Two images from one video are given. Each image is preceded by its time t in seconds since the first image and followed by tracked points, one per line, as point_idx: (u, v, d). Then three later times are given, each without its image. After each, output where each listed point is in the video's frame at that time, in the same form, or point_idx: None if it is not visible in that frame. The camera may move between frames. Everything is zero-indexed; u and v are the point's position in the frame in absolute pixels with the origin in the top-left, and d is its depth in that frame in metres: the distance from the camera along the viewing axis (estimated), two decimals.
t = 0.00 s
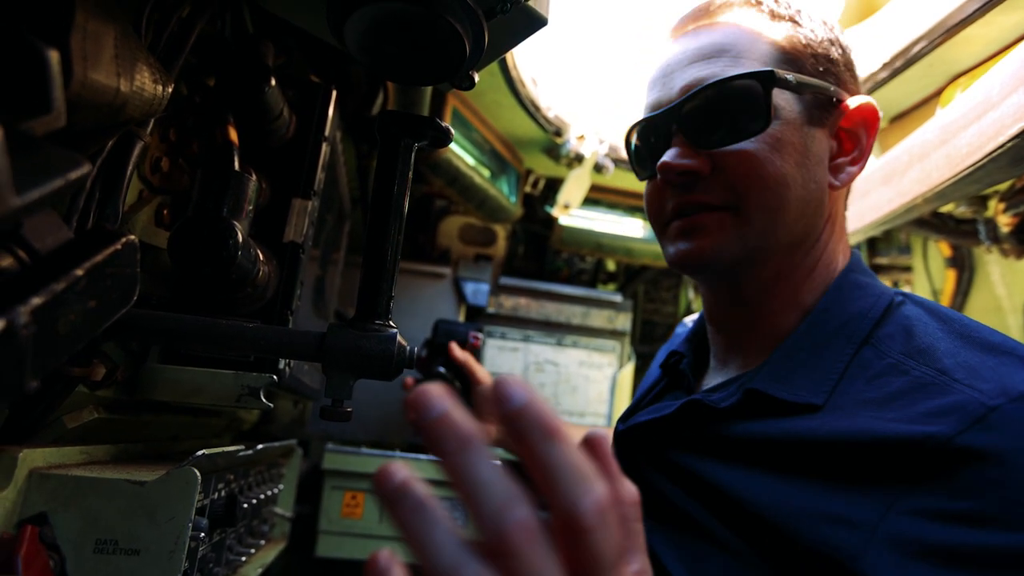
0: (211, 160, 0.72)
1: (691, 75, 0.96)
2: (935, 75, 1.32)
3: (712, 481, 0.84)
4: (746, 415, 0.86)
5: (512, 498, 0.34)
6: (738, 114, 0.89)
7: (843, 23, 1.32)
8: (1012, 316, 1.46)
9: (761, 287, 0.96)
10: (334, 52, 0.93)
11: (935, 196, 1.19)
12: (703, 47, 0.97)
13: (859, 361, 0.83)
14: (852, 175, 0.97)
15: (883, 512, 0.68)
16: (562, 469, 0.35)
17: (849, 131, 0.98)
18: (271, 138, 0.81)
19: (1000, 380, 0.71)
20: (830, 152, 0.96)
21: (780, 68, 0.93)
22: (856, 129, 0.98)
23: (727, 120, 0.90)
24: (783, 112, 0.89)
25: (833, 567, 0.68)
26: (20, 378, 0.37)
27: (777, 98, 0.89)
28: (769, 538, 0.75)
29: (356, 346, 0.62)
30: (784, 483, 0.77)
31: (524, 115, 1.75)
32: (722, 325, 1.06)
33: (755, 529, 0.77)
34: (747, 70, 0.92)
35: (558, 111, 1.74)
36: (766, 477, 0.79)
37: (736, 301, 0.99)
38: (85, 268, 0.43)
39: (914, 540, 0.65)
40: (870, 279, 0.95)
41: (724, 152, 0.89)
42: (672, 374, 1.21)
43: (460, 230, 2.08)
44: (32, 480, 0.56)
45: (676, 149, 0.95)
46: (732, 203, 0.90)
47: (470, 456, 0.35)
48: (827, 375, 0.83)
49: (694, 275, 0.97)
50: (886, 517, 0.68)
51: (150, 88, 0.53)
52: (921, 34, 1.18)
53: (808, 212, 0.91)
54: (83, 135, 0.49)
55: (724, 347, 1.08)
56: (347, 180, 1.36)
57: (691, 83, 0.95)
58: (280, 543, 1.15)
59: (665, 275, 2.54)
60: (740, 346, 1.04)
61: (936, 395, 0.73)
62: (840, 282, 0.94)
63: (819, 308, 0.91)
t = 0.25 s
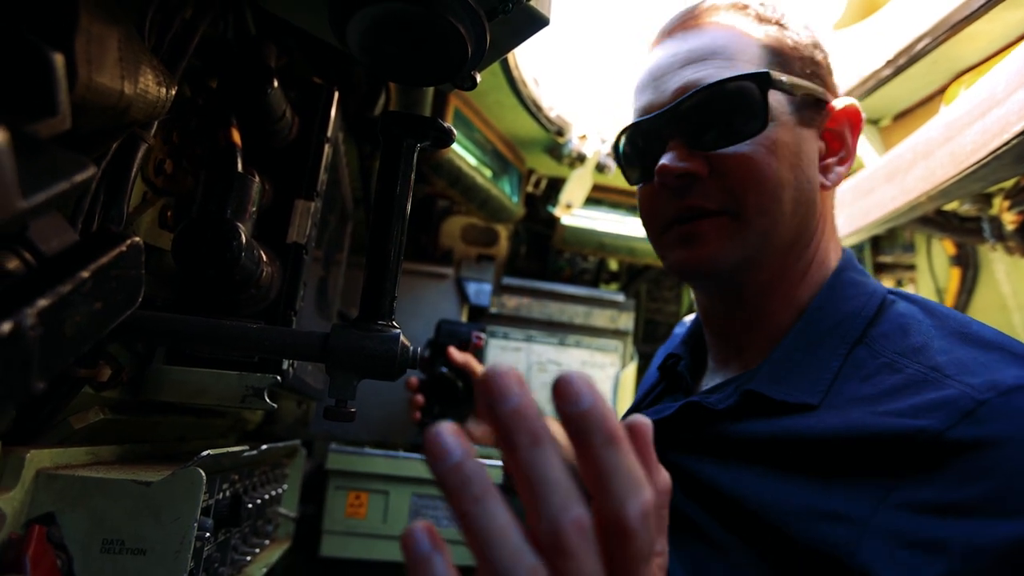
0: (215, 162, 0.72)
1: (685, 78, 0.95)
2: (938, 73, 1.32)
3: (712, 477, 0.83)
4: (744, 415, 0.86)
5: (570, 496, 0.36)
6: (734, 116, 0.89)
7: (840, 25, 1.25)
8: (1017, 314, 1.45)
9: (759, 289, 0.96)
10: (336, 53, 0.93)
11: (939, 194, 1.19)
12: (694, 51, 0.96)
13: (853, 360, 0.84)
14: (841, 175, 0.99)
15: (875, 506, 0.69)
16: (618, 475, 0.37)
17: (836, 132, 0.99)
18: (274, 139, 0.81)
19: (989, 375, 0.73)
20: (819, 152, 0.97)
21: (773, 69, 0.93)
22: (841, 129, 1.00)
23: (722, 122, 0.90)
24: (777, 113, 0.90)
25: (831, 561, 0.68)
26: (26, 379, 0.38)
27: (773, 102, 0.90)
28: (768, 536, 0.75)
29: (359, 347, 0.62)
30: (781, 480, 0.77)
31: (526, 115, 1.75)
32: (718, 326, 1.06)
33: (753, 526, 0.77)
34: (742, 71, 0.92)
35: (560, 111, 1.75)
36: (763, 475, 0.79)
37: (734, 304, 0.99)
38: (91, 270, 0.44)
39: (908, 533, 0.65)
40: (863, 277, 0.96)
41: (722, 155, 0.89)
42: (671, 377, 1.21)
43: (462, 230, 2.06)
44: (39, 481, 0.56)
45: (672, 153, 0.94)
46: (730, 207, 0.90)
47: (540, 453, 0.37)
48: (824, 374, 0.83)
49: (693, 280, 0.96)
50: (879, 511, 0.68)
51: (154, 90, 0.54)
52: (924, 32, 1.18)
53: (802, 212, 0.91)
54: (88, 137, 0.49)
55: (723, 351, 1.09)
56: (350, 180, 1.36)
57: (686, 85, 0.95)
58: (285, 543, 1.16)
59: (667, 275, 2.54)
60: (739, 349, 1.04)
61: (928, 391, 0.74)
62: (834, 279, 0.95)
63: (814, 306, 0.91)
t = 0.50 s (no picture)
0: (218, 162, 0.72)
1: (648, 103, 0.97)
2: (943, 69, 1.32)
3: (720, 466, 0.83)
4: (749, 403, 0.87)
5: (613, 319, 0.46)
6: (703, 128, 0.91)
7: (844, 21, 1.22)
8: None
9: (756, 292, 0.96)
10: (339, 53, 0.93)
11: (944, 190, 1.19)
12: (648, 78, 0.99)
13: (861, 351, 0.85)
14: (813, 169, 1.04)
15: (885, 476, 0.70)
16: (650, 315, 0.45)
17: (798, 126, 1.06)
18: (277, 140, 0.82)
19: (992, 353, 0.75)
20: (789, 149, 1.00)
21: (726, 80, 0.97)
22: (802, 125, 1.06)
23: (699, 135, 0.91)
24: (739, 122, 0.93)
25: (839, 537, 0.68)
26: (35, 379, 0.38)
27: (734, 109, 0.93)
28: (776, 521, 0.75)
29: (363, 346, 0.62)
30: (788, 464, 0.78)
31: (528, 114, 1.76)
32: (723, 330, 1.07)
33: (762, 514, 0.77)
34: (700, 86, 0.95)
35: (562, 110, 1.75)
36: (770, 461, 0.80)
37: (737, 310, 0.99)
38: (97, 271, 0.44)
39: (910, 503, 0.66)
40: (865, 271, 0.97)
41: (699, 168, 0.90)
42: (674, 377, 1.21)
43: (466, 230, 2.12)
44: (47, 480, 0.57)
45: (656, 178, 0.95)
46: (717, 217, 0.90)
47: (593, 286, 0.47)
48: (830, 369, 0.84)
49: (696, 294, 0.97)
50: (885, 481, 0.69)
51: (158, 91, 0.54)
52: (929, 27, 1.18)
53: (784, 211, 0.92)
54: (93, 139, 0.50)
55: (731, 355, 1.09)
56: (353, 180, 1.37)
57: (651, 109, 0.97)
58: (290, 541, 1.16)
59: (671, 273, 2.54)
60: (745, 354, 1.04)
61: (933, 369, 0.75)
62: (837, 274, 0.96)
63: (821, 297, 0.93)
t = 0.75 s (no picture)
0: (228, 166, 0.73)
1: (734, 65, 0.92)
2: (955, 59, 1.31)
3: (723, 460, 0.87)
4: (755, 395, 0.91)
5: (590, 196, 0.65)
6: (783, 102, 0.88)
7: (852, 12, 1.22)
8: None
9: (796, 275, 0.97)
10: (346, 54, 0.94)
11: (958, 183, 1.18)
12: (738, 39, 0.94)
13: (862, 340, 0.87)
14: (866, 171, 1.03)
15: (854, 439, 0.74)
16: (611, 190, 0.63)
17: (859, 128, 1.04)
18: (286, 142, 0.82)
19: (974, 323, 0.76)
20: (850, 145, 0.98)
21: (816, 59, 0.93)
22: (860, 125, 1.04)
23: (771, 106, 0.88)
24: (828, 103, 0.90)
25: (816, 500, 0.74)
26: (57, 381, 0.39)
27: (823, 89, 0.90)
28: (765, 492, 0.80)
29: (374, 346, 0.63)
30: (777, 441, 0.83)
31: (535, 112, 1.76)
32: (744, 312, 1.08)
33: (754, 488, 0.82)
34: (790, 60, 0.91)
35: (569, 107, 1.76)
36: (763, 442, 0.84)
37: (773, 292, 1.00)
38: (114, 275, 0.45)
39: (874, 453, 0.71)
40: (879, 267, 0.98)
41: (780, 142, 0.88)
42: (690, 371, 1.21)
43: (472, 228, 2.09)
44: (68, 480, 0.58)
45: (729, 141, 0.91)
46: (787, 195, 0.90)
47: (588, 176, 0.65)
48: (832, 356, 0.86)
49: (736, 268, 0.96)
50: (857, 438, 0.74)
51: (170, 96, 0.55)
52: (942, 18, 1.17)
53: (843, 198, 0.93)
54: (107, 144, 0.50)
55: (746, 343, 1.11)
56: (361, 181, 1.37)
57: (736, 73, 0.92)
58: (303, 539, 1.17)
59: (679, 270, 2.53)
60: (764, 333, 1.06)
61: (919, 341, 0.78)
62: (847, 267, 0.97)
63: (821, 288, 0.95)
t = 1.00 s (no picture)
0: (233, 164, 0.73)
1: (753, 47, 0.91)
2: (967, 44, 1.29)
3: (737, 456, 0.88)
4: (773, 394, 0.91)
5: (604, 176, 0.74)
6: (803, 88, 0.86)
7: None
8: None
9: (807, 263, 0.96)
10: (349, 49, 0.93)
11: (970, 170, 1.17)
12: (757, 23, 0.93)
13: (879, 334, 0.86)
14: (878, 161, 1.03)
15: (883, 446, 0.74)
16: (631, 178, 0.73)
17: (870, 117, 1.03)
18: (290, 139, 0.82)
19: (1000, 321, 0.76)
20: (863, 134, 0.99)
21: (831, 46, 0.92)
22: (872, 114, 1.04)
23: (786, 93, 0.87)
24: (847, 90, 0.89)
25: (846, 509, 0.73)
26: (66, 383, 0.39)
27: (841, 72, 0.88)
28: (790, 499, 0.79)
29: (382, 343, 0.63)
30: (801, 447, 0.82)
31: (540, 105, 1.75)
32: (749, 298, 1.07)
33: (778, 494, 0.81)
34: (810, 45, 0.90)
35: (574, 99, 1.74)
36: (786, 447, 0.84)
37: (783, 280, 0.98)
38: (121, 275, 0.45)
39: (912, 468, 0.69)
40: (891, 258, 0.97)
41: (800, 128, 0.86)
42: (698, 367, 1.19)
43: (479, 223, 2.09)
44: (81, 480, 0.58)
45: (748, 126, 0.89)
46: (806, 183, 0.88)
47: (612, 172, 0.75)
48: (849, 349, 0.85)
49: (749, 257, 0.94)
50: (890, 449, 0.73)
51: (173, 94, 0.55)
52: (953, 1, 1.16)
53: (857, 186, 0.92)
54: (112, 145, 0.50)
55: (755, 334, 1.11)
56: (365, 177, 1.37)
57: (757, 56, 0.90)
58: (315, 535, 1.18)
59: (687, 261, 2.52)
60: (773, 323, 1.06)
61: (946, 341, 0.77)
62: (858, 259, 0.97)
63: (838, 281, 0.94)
